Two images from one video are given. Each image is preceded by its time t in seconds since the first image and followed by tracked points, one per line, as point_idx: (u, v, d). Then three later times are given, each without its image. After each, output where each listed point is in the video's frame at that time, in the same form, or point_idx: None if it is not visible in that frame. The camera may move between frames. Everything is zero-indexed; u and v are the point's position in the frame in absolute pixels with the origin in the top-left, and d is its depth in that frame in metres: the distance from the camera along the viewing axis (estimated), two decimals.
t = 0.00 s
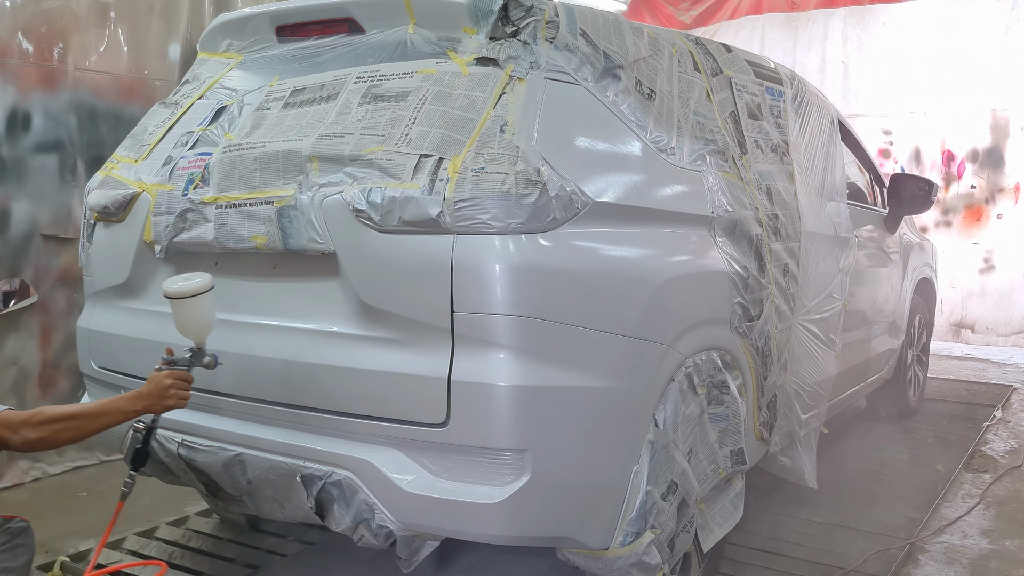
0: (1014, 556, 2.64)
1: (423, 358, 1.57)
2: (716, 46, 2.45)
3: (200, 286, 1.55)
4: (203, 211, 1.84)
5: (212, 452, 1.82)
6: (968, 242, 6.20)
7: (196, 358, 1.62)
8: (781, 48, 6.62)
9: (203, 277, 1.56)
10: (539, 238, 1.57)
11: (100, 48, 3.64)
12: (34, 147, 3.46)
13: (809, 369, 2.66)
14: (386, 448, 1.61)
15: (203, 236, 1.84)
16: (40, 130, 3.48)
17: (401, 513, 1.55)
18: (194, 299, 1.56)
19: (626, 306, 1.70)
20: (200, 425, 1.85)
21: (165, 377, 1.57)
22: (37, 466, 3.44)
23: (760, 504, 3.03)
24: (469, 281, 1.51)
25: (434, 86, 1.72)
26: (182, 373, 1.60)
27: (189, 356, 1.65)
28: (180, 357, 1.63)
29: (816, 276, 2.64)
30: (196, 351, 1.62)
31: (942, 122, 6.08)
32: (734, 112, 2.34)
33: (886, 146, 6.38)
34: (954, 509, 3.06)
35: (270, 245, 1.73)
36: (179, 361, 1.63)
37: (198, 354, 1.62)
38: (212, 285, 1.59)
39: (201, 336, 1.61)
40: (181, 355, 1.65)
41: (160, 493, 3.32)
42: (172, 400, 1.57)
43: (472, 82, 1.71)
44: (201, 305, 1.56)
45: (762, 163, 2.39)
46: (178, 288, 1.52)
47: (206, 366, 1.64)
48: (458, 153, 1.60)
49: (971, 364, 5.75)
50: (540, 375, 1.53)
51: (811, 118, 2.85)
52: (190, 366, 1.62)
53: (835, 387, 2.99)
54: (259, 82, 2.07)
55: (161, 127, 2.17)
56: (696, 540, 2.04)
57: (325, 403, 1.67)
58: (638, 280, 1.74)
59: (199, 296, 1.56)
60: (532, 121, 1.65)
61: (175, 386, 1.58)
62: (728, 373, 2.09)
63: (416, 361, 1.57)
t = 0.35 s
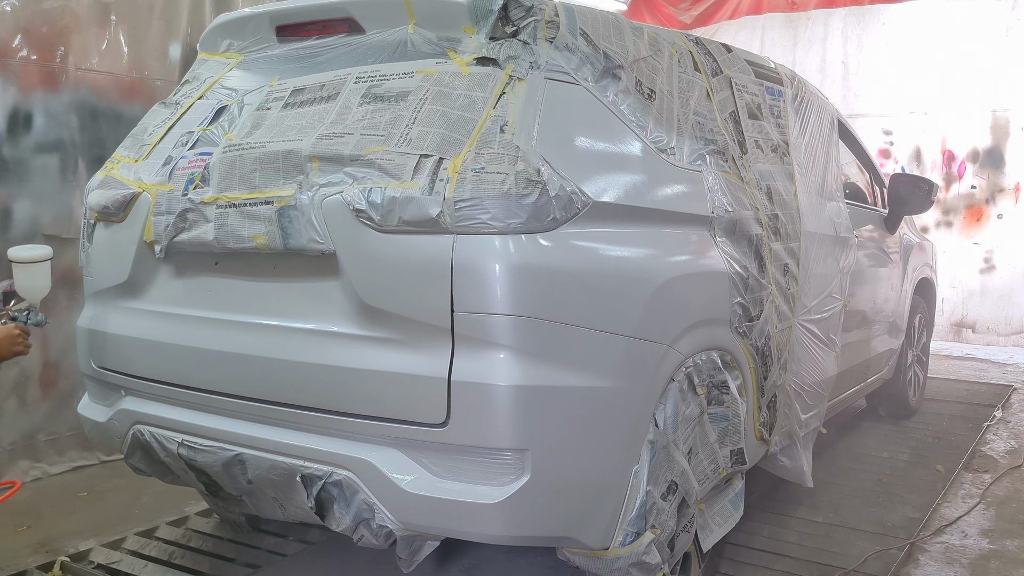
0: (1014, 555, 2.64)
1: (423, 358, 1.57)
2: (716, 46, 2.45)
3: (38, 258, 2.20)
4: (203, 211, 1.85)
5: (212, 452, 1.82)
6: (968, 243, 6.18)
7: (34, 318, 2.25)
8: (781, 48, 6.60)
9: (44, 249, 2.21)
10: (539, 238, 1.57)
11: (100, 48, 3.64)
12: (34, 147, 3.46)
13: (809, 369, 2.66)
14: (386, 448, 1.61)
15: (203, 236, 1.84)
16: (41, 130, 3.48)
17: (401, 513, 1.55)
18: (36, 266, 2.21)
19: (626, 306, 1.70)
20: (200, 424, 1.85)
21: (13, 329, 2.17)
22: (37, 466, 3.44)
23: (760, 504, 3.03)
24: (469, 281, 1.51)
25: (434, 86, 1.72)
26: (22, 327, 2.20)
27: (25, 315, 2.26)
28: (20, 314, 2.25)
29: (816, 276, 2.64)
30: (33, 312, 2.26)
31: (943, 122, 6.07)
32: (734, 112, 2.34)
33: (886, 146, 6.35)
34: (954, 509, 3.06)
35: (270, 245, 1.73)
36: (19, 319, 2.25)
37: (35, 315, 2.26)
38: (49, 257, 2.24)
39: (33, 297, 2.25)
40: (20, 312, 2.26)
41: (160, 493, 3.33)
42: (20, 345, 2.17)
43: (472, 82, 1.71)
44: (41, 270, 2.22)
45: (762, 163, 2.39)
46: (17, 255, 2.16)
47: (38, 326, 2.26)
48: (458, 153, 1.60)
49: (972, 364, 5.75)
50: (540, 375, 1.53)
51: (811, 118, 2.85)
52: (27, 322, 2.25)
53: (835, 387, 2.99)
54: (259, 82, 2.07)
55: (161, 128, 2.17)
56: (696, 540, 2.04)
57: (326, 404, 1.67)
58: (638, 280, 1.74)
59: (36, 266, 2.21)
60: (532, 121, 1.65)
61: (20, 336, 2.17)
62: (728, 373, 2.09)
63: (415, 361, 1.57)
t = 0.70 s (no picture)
0: (1014, 555, 2.64)
1: (423, 358, 1.57)
2: (716, 46, 2.45)
3: None
4: (203, 212, 1.84)
5: (212, 452, 1.81)
6: (968, 243, 6.18)
7: (155, 325, 1.77)
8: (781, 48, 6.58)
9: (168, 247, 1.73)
10: (539, 238, 1.57)
11: (100, 48, 3.64)
12: (33, 147, 3.46)
13: (809, 369, 2.67)
14: (385, 448, 1.61)
15: (203, 236, 1.84)
16: (40, 130, 3.48)
17: (401, 513, 1.55)
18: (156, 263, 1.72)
19: (626, 306, 1.70)
20: (200, 424, 1.85)
21: None
22: (37, 466, 3.44)
23: (760, 504, 3.03)
24: (469, 281, 1.51)
25: (434, 86, 1.72)
26: None
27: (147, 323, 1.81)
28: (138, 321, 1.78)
29: (816, 276, 2.64)
30: (153, 318, 1.79)
31: (943, 122, 6.07)
32: (734, 112, 2.34)
33: (886, 146, 6.34)
34: (954, 508, 3.06)
35: (271, 245, 1.73)
36: None
37: (155, 323, 1.79)
38: (174, 255, 1.76)
39: None
40: None
41: (160, 493, 3.32)
42: None
43: (472, 82, 1.71)
44: (163, 268, 1.73)
45: (762, 163, 2.39)
46: (138, 253, 1.68)
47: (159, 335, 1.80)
48: (458, 153, 1.60)
49: (971, 364, 5.75)
50: (540, 375, 1.53)
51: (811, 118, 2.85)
52: None
53: (835, 387, 2.99)
54: (259, 82, 2.07)
55: (161, 128, 2.17)
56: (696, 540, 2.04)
57: (325, 404, 1.67)
58: (638, 280, 1.74)
59: None
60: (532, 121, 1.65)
61: None
62: (728, 373, 2.09)
63: (415, 361, 1.57)
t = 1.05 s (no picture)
0: (1014, 556, 2.64)
1: (422, 358, 1.57)
2: (716, 45, 2.46)
3: None
4: (203, 211, 1.84)
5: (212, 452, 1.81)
6: (968, 243, 6.18)
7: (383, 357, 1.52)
8: (781, 48, 6.57)
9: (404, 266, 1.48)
10: (539, 238, 1.57)
11: (100, 48, 3.64)
12: (33, 147, 3.48)
13: (809, 369, 2.67)
14: (385, 448, 1.61)
15: (203, 236, 1.84)
16: (40, 131, 3.50)
17: (401, 513, 1.55)
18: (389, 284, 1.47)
19: (626, 306, 1.70)
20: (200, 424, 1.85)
21: None
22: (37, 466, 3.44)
23: (760, 504, 3.03)
24: (469, 281, 1.51)
25: (434, 86, 1.72)
26: None
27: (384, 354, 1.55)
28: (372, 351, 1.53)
29: (816, 276, 2.64)
30: (391, 348, 1.53)
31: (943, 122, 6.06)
32: (734, 112, 2.34)
33: (886, 146, 6.34)
34: (954, 508, 3.06)
35: (270, 246, 1.73)
36: None
37: (394, 353, 1.53)
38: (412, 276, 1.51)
39: None
40: None
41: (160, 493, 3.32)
42: None
43: (472, 82, 1.71)
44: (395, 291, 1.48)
45: (763, 163, 2.39)
46: (375, 278, 1.44)
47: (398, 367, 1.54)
48: (458, 153, 1.60)
49: (971, 364, 5.75)
50: (540, 375, 1.53)
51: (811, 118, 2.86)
52: None
53: (835, 387, 2.99)
54: (259, 82, 2.07)
55: (161, 128, 2.17)
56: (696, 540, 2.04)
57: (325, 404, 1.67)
58: (638, 280, 1.74)
59: None
60: (532, 121, 1.65)
61: None
62: (728, 373, 2.09)
63: (415, 361, 1.57)
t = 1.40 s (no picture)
0: (1014, 555, 2.63)
1: (422, 358, 1.57)
2: (716, 46, 2.45)
3: None
4: (203, 211, 1.84)
5: (212, 452, 1.81)
6: (968, 242, 6.17)
7: (186, 328, 1.65)
8: (781, 48, 6.57)
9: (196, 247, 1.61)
10: (539, 238, 1.57)
11: (99, 48, 3.64)
12: (33, 147, 3.46)
13: (809, 369, 2.66)
14: (385, 448, 1.61)
15: (203, 236, 1.84)
16: (40, 130, 3.48)
17: (401, 513, 1.55)
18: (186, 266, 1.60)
19: (626, 306, 1.70)
20: (200, 425, 1.85)
21: None
22: (37, 466, 3.44)
23: (760, 504, 3.03)
24: (469, 281, 1.51)
25: (434, 86, 1.72)
26: None
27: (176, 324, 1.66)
28: (170, 326, 1.63)
29: (816, 276, 2.64)
30: (183, 319, 1.65)
31: (943, 121, 6.05)
32: (734, 112, 2.34)
33: (886, 146, 6.39)
34: (954, 508, 3.06)
35: (270, 246, 1.73)
36: None
37: (186, 323, 1.66)
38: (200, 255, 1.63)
39: None
40: None
41: (160, 493, 3.32)
42: None
43: (472, 82, 1.71)
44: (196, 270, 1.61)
45: (763, 163, 2.39)
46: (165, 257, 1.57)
47: (190, 334, 1.68)
48: (458, 153, 1.60)
49: (971, 364, 5.75)
50: (540, 375, 1.53)
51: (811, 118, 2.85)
52: None
53: (835, 387, 2.99)
54: (259, 82, 2.07)
55: (161, 128, 2.17)
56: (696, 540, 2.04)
57: (325, 404, 1.66)
58: (638, 280, 1.74)
59: None
60: (532, 121, 1.65)
61: None
62: (728, 373, 2.09)
63: (415, 361, 1.57)
